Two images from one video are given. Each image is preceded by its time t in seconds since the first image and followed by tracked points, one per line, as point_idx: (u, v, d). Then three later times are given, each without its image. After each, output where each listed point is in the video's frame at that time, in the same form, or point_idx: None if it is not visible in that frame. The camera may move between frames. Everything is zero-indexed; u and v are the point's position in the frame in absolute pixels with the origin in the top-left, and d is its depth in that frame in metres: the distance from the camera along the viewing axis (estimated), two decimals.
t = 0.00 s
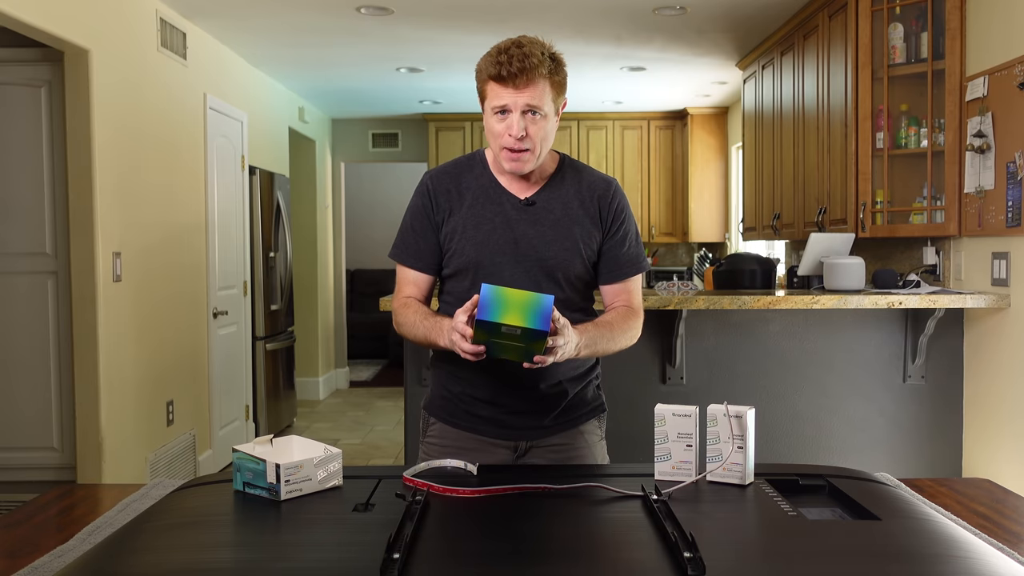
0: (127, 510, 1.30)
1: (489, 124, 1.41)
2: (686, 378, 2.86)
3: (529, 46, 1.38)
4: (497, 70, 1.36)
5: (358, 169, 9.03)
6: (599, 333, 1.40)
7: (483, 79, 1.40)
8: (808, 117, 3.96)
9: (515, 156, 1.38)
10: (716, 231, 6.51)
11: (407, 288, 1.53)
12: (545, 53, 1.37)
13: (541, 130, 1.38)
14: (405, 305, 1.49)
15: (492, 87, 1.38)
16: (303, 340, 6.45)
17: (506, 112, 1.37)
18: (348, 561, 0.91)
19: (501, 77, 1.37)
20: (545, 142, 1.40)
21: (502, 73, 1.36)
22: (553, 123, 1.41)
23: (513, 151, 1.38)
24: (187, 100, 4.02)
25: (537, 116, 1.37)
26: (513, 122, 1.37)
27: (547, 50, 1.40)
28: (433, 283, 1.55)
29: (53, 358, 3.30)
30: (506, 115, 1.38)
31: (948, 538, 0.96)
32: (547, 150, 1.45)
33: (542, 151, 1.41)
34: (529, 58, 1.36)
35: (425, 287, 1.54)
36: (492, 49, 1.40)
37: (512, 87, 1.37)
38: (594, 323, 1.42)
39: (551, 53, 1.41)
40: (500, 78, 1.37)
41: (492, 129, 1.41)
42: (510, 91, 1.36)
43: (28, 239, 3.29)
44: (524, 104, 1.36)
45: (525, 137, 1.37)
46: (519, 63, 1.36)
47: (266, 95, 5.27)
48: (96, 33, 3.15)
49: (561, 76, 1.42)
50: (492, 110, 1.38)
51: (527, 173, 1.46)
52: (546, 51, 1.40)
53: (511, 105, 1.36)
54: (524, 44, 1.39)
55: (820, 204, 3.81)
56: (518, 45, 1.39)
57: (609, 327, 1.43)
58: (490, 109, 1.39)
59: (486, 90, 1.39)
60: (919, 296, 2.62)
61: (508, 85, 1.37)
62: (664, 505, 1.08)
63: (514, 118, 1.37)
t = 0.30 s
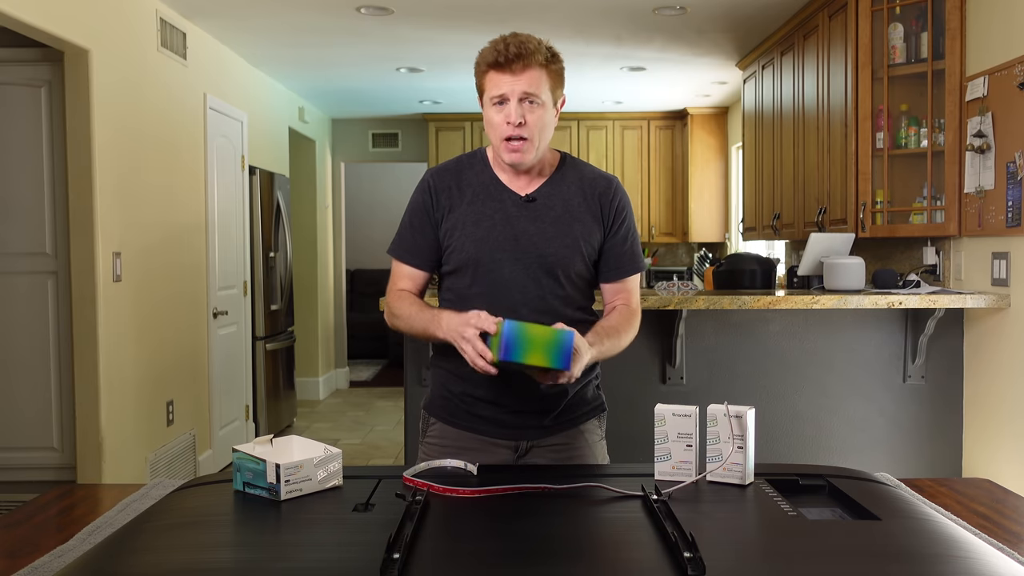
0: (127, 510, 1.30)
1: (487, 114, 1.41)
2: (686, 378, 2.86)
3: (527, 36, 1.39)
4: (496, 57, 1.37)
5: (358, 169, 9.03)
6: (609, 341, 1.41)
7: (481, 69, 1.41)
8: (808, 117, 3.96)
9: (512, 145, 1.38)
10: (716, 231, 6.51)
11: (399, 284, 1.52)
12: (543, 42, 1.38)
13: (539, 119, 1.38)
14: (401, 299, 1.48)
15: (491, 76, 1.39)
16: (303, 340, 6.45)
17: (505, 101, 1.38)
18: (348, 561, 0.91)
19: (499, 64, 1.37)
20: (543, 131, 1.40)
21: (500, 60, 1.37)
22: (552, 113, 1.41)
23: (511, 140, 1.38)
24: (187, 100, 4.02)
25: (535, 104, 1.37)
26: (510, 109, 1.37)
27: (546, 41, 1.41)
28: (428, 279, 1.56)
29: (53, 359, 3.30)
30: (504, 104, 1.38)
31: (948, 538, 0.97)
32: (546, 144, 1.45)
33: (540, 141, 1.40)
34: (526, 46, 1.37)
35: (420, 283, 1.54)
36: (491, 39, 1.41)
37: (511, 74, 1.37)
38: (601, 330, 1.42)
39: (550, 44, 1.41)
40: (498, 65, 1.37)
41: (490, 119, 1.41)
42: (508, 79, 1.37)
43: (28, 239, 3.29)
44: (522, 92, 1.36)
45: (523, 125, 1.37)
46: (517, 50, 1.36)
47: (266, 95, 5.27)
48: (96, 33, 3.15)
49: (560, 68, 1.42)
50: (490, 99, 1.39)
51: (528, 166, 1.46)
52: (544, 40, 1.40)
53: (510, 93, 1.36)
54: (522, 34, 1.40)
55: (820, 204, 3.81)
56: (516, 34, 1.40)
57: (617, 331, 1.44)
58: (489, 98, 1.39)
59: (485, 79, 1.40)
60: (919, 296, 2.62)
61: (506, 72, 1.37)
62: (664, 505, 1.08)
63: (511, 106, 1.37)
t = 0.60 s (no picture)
0: (127, 510, 1.30)
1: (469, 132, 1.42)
2: (686, 378, 2.86)
3: (496, 51, 1.36)
4: (467, 79, 1.36)
5: (358, 169, 9.04)
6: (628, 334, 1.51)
7: (456, 87, 1.40)
8: (808, 117, 3.96)
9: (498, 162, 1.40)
10: (716, 231, 6.51)
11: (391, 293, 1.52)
12: (512, 57, 1.36)
13: (519, 133, 1.39)
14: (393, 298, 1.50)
15: (466, 97, 1.38)
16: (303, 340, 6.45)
17: (482, 122, 1.38)
18: (348, 561, 0.91)
19: (471, 86, 1.36)
20: (526, 143, 1.41)
21: (471, 82, 1.36)
22: (533, 123, 1.41)
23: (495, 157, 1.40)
24: (188, 101, 4.02)
25: (514, 120, 1.37)
26: (489, 130, 1.37)
27: (516, 52, 1.38)
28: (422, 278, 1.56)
29: (53, 360, 3.30)
30: (482, 124, 1.38)
31: (947, 538, 0.97)
32: (533, 151, 1.46)
33: (524, 153, 1.42)
34: (494, 65, 1.35)
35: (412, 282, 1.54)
36: (461, 58, 1.39)
37: (484, 95, 1.36)
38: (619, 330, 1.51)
39: (522, 54, 1.39)
40: (471, 87, 1.36)
41: (472, 135, 1.42)
42: (482, 101, 1.36)
43: (28, 239, 3.29)
44: (498, 112, 1.35)
45: (503, 143, 1.38)
46: (486, 71, 1.35)
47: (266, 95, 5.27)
48: (96, 33, 3.15)
49: (534, 75, 1.40)
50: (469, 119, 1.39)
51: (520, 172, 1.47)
52: (515, 52, 1.38)
53: (486, 114, 1.36)
54: (491, 48, 1.38)
55: (820, 204, 3.81)
56: (484, 51, 1.37)
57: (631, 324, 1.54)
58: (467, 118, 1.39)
59: (461, 99, 1.39)
60: (919, 296, 2.62)
61: (479, 94, 1.36)
62: (664, 505, 1.08)
63: (489, 126, 1.37)
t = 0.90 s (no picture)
0: (127, 511, 1.29)
1: (474, 119, 1.42)
2: (686, 378, 2.86)
3: (506, 37, 1.38)
4: (477, 62, 1.37)
5: (358, 169, 9.04)
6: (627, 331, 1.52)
7: (464, 74, 1.41)
8: (808, 117, 3.96)
9: (502, 148, 1.39)
10: (716, 231, 6.51)
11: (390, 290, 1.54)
12: (522, 43, 1.38)
13: (525, 120, 1.39)
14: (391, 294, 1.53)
15: (474, 82, 1.39)
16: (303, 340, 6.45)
17: (489, 106, 1.38)
18: (348, 561, 0.91)
19: (480, 70, 1.37)
20: (531, 132, 1.40)
21: (481, 65, 1.37)
22: (538, 113, 1.42)
23: (499, 144, 1.39)
24: (188, 101, 4.02)
25: (521, 107, 1.38)
26: (496, 114, 1.37)
27: (525, 40, 1.40)
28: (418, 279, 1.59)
29: (53, 361, 3.30)
30: (488, 109, 1.38)
31: (947, 538, 0.97)
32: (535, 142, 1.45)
33: (530, 142, 1.41)
34: (506, 49, 1.36)
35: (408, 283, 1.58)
36: (470, 43, 1.41)
37: (493, 79, 1.37)
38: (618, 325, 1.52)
39: (531, 43, 1.41)
40: (480, 71, 1.38)
41: (476, 123, 1.41)
42: (490, 84, 1.37)
43: (28, 239, 3.29)
44: (506, 96, 1.36)
45: (509, 129, 1.38)
46: (497, 54, 1.36)
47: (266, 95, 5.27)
48: (96, 33, 3.15)
49: (542, 65, 1.42)
50: (475, 104, 1.39)
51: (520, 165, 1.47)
52: (525, 40, 1.40)
53: (493, 98, 1.37)
54: (501, 36, 1.40)
55: (820, 204, 3.81)
56: (495, 37, 1.39)
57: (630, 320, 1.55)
58: (473, 103, 1.39)
59: (469, 84, 1.40)
60: (919, 296, 2.62)
61: (488, 78, 1.37)
62: (664, 505, 1.08)
63: (496, 111, 1.37)
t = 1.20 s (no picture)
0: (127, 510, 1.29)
1: (478, 116, 1.41)
2: (686, 378, 2.86)
3: (512, 34, 1.39)
4: (483, 59, 1.37)
5: (358, 169, 9.04)
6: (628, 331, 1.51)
7: (470, 70, 1.41)
8: (808, 117, 3.96)
9: (505, 146, 1.39)
10: (716, 231, 6.51)
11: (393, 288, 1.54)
12: (529, 40, 1.38)
13: (530, 119, 1.39)
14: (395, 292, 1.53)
15: (479, 78, 1.39)
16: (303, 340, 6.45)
17: (494, 103, 1.38)
18: (348, 561, 0.91)
19: (486, 66, 1.37)
20: (534, 131, 1.41)
21: (486, 62, 1.37)
22: (542, 112, 1.42)
23: (503, 142, 1.39)
24: (188, 101, 4.02)
25: (526, 105, 1.38)
26: (501, 112, 1.37)
27: (531, 38, 1.40)
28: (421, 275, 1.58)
29: (53, 362, 3.30)
30: (493, 106, 1.38)
31: (947, 538, 0.96)
32: (539, 141, 1.46)
33: (533, 141, 1.41)
34: (512, 46, 1.37)
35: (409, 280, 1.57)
36: (476, 39, 1.41)
37: (498, 76, 1.37)
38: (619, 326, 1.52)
39: (537, 41, 1.41)
40: (486, 67, 1.37)
41: (480, 120, 1.41)
42: (496, 81, 1.37)
43: (28, 239, 3.29)
44: (511, 94, 1.36)
45: (514, 127, 1.38)
46: (503, 51, 1.36)
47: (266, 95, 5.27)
48: (96, 33, 3.15)
49: (548, 63, 1.42)
50: (480, 101, 1.39)
51: (523, 164, 1.47)
52: (531, 38, 1.40)
53: (498, 95, 1.37)
54: (507, 33, 1.40)
55: (820, 204, 3.81)
56: (502, 34, 1.39)
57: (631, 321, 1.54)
58: (478, 100, 1.39)
59: (474, 80, 1.40)
60: (919, 296, 2.62)
61: (494, 74, 1.37)
62: (664, 505, 1.08)
63: (501, 109, 1.37)
